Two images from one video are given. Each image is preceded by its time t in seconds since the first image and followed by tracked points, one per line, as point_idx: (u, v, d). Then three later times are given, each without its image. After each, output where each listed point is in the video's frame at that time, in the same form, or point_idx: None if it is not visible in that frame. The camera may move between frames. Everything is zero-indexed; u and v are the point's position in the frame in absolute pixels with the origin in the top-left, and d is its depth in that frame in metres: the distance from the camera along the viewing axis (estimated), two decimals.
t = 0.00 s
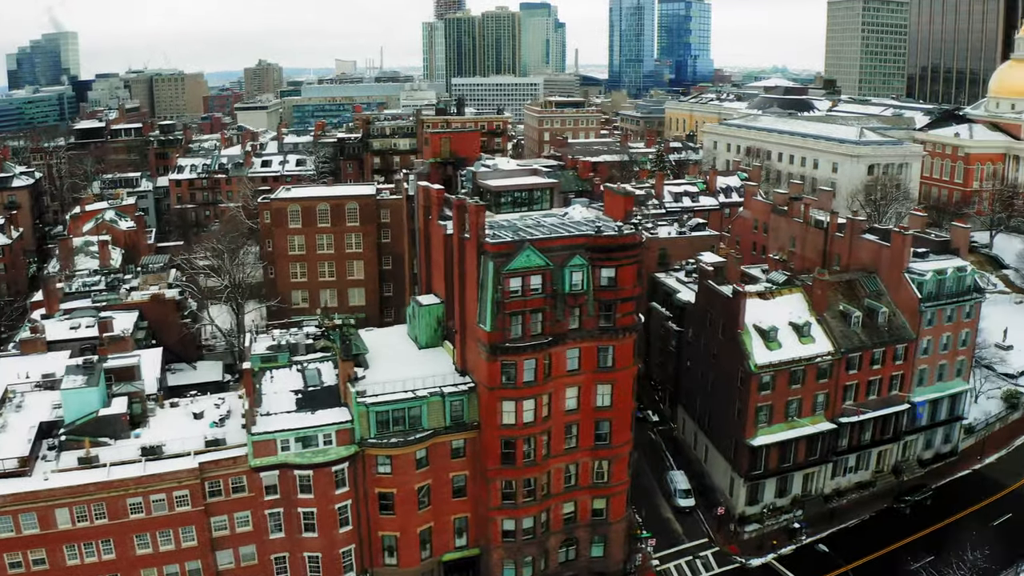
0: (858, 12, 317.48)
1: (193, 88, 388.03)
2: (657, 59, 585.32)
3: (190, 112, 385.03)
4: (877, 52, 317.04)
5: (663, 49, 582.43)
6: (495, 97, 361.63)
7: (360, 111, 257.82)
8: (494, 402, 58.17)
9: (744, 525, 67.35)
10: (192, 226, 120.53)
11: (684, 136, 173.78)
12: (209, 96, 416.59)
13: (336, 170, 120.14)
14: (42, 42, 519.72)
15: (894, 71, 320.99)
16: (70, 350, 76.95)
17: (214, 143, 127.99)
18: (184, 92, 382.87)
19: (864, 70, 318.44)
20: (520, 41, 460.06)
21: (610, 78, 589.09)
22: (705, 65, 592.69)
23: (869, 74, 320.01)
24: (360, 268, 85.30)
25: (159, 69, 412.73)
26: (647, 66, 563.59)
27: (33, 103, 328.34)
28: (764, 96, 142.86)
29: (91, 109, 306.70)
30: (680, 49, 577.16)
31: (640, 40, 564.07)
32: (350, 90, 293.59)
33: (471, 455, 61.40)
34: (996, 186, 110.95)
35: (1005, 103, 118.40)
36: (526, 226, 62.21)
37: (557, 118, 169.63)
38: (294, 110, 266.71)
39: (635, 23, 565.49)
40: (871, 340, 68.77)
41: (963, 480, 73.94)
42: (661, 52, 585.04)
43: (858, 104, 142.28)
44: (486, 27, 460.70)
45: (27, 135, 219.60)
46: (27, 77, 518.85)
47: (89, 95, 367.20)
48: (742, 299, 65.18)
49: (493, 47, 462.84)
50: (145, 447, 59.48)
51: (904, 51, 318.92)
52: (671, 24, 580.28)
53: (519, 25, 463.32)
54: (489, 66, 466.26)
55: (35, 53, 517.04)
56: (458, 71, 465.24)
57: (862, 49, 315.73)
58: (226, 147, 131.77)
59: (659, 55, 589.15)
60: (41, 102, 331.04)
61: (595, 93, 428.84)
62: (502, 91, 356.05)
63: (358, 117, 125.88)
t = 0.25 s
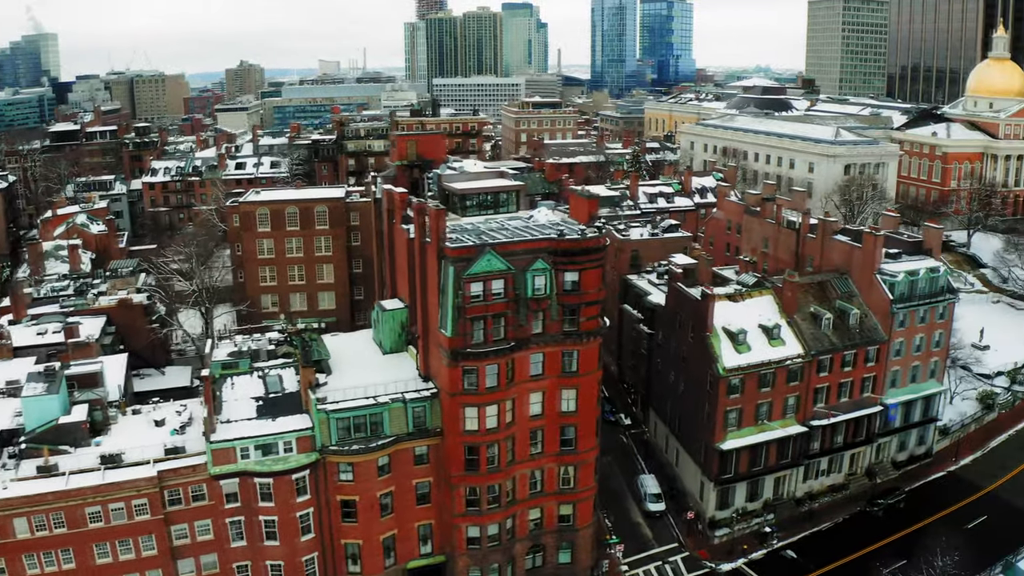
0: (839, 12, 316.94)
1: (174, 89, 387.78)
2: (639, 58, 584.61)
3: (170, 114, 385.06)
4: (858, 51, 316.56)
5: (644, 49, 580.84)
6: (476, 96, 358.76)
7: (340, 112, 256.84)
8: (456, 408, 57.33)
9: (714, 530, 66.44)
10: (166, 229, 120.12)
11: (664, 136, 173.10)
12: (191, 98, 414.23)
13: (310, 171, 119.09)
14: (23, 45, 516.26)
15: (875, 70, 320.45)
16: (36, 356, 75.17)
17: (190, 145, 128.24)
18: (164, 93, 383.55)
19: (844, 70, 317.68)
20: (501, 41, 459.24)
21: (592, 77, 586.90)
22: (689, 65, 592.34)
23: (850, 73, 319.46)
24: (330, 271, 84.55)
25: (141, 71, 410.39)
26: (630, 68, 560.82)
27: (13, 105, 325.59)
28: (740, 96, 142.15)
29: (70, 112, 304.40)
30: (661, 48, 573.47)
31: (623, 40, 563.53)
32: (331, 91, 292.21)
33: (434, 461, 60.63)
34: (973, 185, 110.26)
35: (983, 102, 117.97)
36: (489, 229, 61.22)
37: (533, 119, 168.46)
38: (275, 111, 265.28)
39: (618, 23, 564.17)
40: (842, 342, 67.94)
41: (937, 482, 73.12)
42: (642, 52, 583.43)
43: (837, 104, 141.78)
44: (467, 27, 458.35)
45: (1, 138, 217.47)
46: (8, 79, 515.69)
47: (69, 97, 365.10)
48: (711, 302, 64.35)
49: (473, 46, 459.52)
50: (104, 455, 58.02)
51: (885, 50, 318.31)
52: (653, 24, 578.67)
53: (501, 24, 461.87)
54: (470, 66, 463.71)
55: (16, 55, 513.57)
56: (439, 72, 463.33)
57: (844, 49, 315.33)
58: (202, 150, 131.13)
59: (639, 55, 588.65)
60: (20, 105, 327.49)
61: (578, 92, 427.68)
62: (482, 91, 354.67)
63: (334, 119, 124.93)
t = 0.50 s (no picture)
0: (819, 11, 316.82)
1: (154, 91, 386.91)
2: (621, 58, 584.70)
3: (151, 117, 384.18)
4: (838, 50, 316.82)
5: (627, 49, 583.99)
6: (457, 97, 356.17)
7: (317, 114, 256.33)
8: (418, 414, 56.47)
9: (684, 535, 65.58)
10: (139, 232, 120.76)
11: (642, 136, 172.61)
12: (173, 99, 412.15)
13: (284, 174, 118.21)
14: (4, 46, 513.06)
15: (855, 69, 320.70)
16: None
17: (165, 149, 129.23)
18: (145, 94, 382.35)
19: (823, 70, 317.66)
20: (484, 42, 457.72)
21: (574, 77, 586.11)
22: (670, 65, 593.16)
23: (830, 72, 319.34)
24: (299, 275, 83.63)
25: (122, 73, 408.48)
26: (611, 67, 557.58)
27: None
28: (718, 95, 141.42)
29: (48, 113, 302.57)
30: (643, 48, 578.38)
31: (604, 39, 560.65)
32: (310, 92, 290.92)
33: (397, 469, 59.82)
34: (951, 184, 109.64)
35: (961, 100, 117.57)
36: (453, 233, 60.37)
37: (509, 119, 167.47)
38: (255, 112, 263.99)
39: (600, 23, 563.32)
40: (813, 344, 67.19)
41: (911, 485, 72.32)
42: (625, 51, 585.51)
43: (816, 103, 141.39)
44: (448, 28, 457.33)
45: None
46: None
47: (49, 99, 362.48)
48: (679, 305, 63.56)
49: (455, 47, 458.71)
50: (63, 464, 56.63)
51: (863, 50, 318.82)
52: (635, 24, 581.90)
53: (482, 25, 461.43)
54: (451, 66, 462.66)
55: None
56: (422, 73, 462.66)
57: (823, 48, 315.21)
58: (177, 152, 131.56)
59: (625, 55, 588.41)
60: None
61: (560, 92, 426.92)
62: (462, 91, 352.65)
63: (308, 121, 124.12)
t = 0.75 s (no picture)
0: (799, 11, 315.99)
1: (137, 92, 383.80)
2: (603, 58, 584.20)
3: (132, 118, 382.64)
4: (819, 50, 316.34)
5: (609, 49, 582.98)
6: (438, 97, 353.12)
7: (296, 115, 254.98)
8: (379, 422, 55.62)
9: (654, 540, 64.63)
10: (112, 235, 119.68)
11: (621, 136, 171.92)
12: (155, 100, 409.76)
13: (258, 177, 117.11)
14: None
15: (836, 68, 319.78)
16: None
17: (139, 151, 128.15)
18: (126, 96, 380.20)
19: (804, 69, 316.86)
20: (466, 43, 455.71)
21: (556, 77, 585.02)
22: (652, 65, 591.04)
23: (810, 73, 318.45)
24: (268, 279, 82.68)
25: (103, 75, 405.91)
26: (594, 66, 553.78)
27: None
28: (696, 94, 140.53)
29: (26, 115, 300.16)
30: (626, 48, 575.30)
31: (586, 39, 558.46)
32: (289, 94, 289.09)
33: (359, 477, 59.01)
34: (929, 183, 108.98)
35: (939, 100, 117.15)
36: (416, 237, 59.56)
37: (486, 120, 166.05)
38: (236, 113, 262.41)
39: (582, 23, 561.13)
40: (783, 347, 66.43)
41: (886, 487, 71.46)
42: (607, 52, 585.13)
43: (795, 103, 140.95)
44: (429, 29, 455.71)
45: None
46: None
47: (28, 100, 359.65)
48: (647, 308, 62.79)
49: (436, 47, 457.30)
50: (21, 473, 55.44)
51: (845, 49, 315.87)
52: (617, 24, 580.16)
53: (463, 25, 460.15)
54: (432, 67, 460.87)
55: None
56: (402, 74, 459.55)
57: (804, 48, 314.94)
58: (153, 154, 130.61)
59: (608, 55, 587.79)
60: None
61: (541, 92, 425.42)
62: (443, 90, 348.05)
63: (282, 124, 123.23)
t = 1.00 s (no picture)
0: (780, 10, 314.55)
1: (115, 93, 383.29)
2: (586, 59, 583.55)
3: (112, 119, 380.18)
4: (799, 49, 315.70)
5: (592, 49, 580.23)
6: (419, 97, 349.26)
7: (274, 116, 253.52)
8: (340, 430, 54.77)
9: (624, 547, 63.77)
10: (84, 239, 118.52)
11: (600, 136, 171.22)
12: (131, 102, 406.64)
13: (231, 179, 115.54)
14: None
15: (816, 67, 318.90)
16: None
17: (114, 153, 127.05)
18: (105, 97, 377.58)
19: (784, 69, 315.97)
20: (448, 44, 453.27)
21: (538, 77, 583.10)
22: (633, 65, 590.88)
23: (791, 73, 317.78)
24: (237, 283, 81.90)
25: (82, 76, 403.47)
26: (576, 67, 553.43)
27: None
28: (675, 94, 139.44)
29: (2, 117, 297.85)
30: (608, 48, 572.57)
31: (568, 39, 556.14)
32: (268, 95, 287.03)
33: (322, 485, 58.05)
34: (907, 183, 108.06)
35: (917, 99, 116.70)
36: (378, 242, 58.67)
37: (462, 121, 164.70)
38: (216, 114, 260.73)
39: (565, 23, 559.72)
40: (753, 350, 65.60)
41: (860, 490, 70.60)
42: (590, 52, 581.53)
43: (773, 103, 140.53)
44: (410, 29, 453.36)
45: None
46: None
47: (8, 101, 356.43)
48: (615, 312, 61.98)
49: (417, 48, 455.55)
50: None
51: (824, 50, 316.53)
52: (600, 24, 580.33)
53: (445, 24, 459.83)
54: (414, 68, 458.70)
55: None
56: (384, 74, 457.17)
57: (784, 48, 313.67)
58: (127, 156, 129.49)
59: (587, 55, 587.52)
60: None
61: (524, 92, 423.97)
62: (425, 91, 346.53)
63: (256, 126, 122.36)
